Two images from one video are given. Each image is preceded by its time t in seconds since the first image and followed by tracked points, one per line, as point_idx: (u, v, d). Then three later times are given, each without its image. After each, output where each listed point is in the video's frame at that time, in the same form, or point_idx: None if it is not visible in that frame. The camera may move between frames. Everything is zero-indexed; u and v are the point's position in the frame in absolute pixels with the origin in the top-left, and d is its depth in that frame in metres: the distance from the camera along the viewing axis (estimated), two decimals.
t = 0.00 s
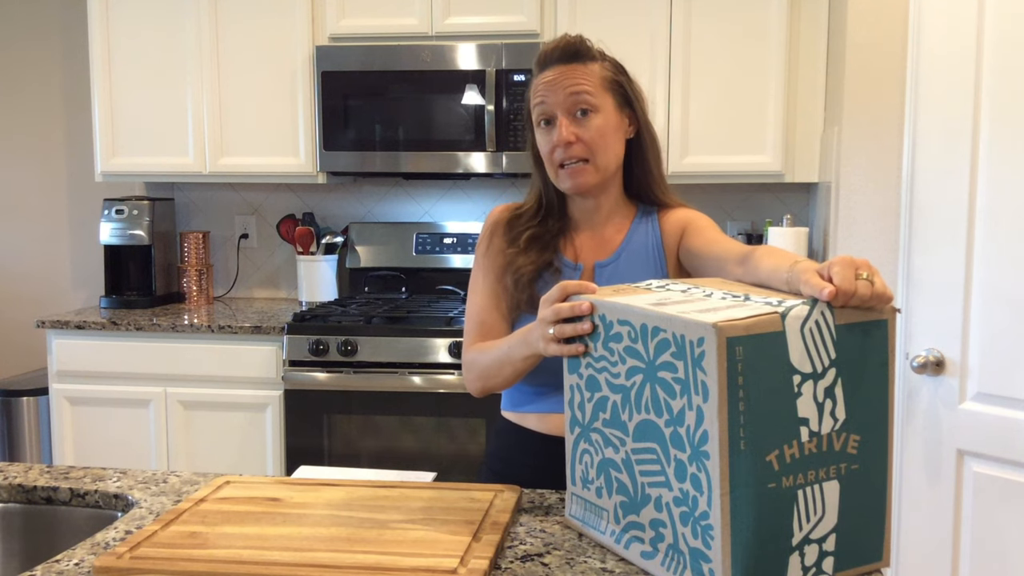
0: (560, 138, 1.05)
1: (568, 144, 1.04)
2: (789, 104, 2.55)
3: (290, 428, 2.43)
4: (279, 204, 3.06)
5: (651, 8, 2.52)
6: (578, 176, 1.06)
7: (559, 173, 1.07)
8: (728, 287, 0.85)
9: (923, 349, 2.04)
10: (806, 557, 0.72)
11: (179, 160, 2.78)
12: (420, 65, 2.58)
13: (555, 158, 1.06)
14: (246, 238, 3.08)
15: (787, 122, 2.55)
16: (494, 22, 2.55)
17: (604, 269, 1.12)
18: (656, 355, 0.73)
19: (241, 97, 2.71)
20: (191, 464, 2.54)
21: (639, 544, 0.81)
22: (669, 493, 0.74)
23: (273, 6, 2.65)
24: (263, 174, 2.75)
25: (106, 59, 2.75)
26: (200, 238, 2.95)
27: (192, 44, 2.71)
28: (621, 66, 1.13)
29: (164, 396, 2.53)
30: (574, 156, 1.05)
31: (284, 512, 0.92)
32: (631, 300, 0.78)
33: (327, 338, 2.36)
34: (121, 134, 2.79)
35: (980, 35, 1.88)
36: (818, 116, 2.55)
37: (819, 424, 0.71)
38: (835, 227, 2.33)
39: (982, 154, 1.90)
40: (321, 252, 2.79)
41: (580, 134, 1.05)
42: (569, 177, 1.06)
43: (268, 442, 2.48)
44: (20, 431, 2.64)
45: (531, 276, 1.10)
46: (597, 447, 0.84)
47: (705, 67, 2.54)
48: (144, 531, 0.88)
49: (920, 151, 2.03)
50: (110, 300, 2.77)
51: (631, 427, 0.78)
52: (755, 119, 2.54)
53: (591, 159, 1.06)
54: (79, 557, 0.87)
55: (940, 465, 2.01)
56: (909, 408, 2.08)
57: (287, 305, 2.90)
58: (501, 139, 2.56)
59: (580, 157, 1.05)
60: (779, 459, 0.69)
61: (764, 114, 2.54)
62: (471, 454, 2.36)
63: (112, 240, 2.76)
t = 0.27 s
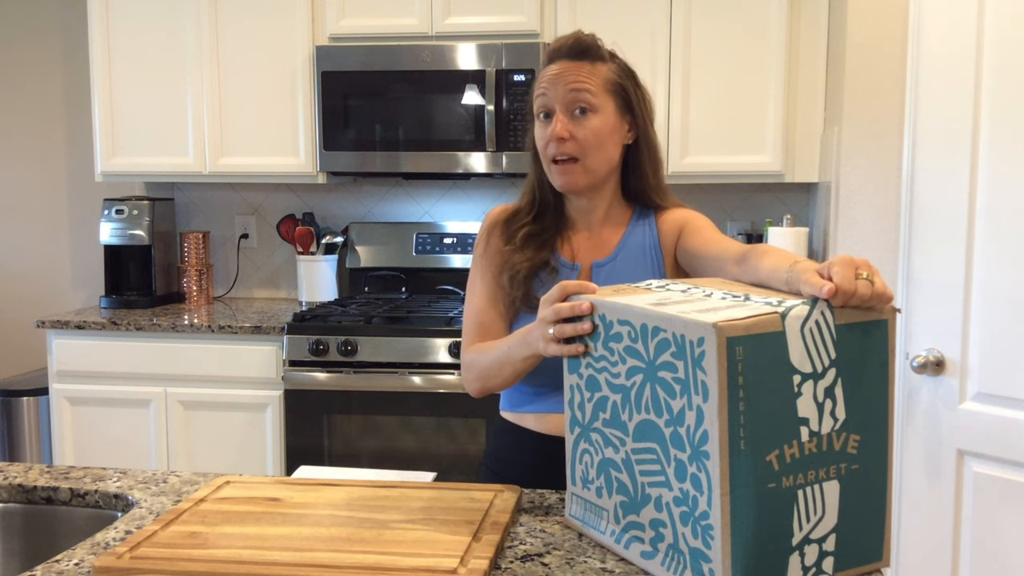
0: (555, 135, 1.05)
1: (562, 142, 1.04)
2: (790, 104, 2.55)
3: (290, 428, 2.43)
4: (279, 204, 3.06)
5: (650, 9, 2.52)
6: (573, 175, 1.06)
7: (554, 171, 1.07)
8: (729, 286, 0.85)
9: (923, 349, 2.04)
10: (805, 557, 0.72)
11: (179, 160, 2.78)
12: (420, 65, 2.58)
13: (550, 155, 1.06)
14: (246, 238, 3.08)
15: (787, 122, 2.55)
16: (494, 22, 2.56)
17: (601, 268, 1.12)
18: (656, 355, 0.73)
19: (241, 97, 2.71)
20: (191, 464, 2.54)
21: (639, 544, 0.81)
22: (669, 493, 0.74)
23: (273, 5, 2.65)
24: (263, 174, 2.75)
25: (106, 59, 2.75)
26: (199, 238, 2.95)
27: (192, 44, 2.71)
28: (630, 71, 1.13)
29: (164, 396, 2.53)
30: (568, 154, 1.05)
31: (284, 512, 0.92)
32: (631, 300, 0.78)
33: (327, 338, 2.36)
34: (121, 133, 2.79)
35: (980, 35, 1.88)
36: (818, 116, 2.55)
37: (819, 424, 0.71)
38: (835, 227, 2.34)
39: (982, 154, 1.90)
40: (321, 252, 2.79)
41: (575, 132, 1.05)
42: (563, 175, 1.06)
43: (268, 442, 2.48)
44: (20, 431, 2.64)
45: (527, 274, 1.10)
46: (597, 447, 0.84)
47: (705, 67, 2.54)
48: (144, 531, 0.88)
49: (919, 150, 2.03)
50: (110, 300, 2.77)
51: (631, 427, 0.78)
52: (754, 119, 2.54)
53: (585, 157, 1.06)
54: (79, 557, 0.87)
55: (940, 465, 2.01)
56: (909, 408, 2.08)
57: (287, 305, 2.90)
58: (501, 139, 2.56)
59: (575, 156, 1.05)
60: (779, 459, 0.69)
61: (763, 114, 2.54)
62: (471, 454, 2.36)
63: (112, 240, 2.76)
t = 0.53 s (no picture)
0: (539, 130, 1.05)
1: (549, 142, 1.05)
2: (790, 104, 2.55)
3: (290, 428, 2.43)
4: (279, 204, 3.06)
5: (650, 9, 2.53)
6: (558, 174, 1.06)
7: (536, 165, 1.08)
8: (729, 286, 0.85)
9: (923, 349, 2.04)
10: (806, 557, 0.72)
11: (179, 160, 2.78)
12: (420, 65, 2.57)
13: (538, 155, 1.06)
14: (246, 238, 3.08)
15: (788, 122, 2.55)
16: (494, 22, 2.56)
17: (599, 267, 1.13)
18: (656, 355, 0.73)
19: (241, 96, 2.71)
20: (191, 464, 2.54)
21: (639, 544, 0.81)
22: (669, 493, 0.74)
23: (273, 5, 2.65)
24: (263, 174, 2.75)
25: (106, 59, 2.75)
26: (199, 238, 2.95)
27: (192, 44, 2.71)
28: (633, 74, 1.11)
29: (164, 396, 2.53)
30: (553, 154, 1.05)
31: (284, 512, 0.92)
32: (631, 300, 0.77)
33: (327, 338, 2.36)
34: (121, 133, 2.79)
35: (981, 35, 1.88)
36: (818, 117, 2.55)
37: (820, 424, 0.71)
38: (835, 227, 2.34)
39: (982, 154, 1.90)
40: (321, 252, 2.79)
41: (562, 132, 1.05)
42: (550, 175, 1.06)
43: (268, 442, 2.48)
44: (20, 431, 2.64)
45: (523, 270, 1.11)
46: (597, 447, 0.84)
47: (705, 67, 2.54)
48: (143, 531, 0.88)
49: (920, 150, 2.03)
50: (110, 300, 2.77)
51: (631, 427, 0.78)
52: (754, 119, 2.54)
53: (572, 158, 1.06)
54: (79, 557, 0.87)
55: (940, 465, 2.01)
56: (909, 408, 2.08)
57: (287, 305, 2.90)
58: (500, 139, 2.56)
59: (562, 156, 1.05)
60: (780, 459, 0.69)
61: (763, 114, 2.54)
62: (471, 454, 2.36)
63: (112, 240, 2.76)
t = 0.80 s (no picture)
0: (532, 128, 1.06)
1: (539, 138, 1.05)
2: (790, 104, 2.55)
3: (290, 428, 2.43)
4: (279, 204, 3.06)
5: (650, 9, 2.53)
6: (545, 170, 1.06)
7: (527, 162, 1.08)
8: (729, 287, 0.84)
9: (923, 349, 2.03)
10: (806, 557, 0.72)
11: (179, 159, 2.78)
12: (420, 65, 2.57)
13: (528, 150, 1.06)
14: (246, 238, 3.09)
15: (788, 122, 2.55)
16: (494, 22, 2.56)
17: (585, 268, 1.11)
18: (657, 355, 0.73)
19: (241, 96, 2.71)
20: (191, 464, 2.54)
21: (639, 543, 0.81)
22: (669, 492, 0.74)
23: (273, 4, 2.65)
24: (263, 174, 2.75)
25: (106, 58, 2.75)
26: (200, 238, 2.94)
27: (192, 44, 2.71)
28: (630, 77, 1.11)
29: (164, 396, 2.53)
30: (542, 150, 1.05)
31: (285, 512, 0.92)
32: (632, 300, 0.77)
33: (327, 338, 2.36)
34: (121, 133, 2.79)
35: (981, 34, 1.88)
36: (818, 117, 2.55)
37: (820, 424, 0.71)
38: (835, 227, 2.34)
39: (982, 154, 1.90)
40: (321, 252, 2.79)
41: (554, 129, 1.05)
42: (538, 171, 1.07)
43: (268, 442, 2.48)
44: (20, 431, 2.64)
45: (506, 268, 1.12)
46: (597, 446, 0.84)
47: (705, 67, 2.54)
48: (144, 531, 0.88)
49: (920, 150, 2.03)
50: (110, 300, 2.77)
51: (631, 427, 0.78)
52: (754, 119, 2.54)
53: (561, 155, 1.06)
54: (79, 557, 0.87)
55: (940, 465, 2.01)
56: (909, 408, 2.08)
57: (287, 305, 2.90)
58: (501, 139, 2.56)
59: (550, 153, 1.05)
60: (780, 458, 0.69)
61: (764, 114, 2.54)
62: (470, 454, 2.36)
63: (111, 240, 2.76)
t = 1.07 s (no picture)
0: (511, 117, 1.06)
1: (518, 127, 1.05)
2: (790, 104, 2.55)
3: (290, 428, 2.43)
4: (279, 204, 3.06)
5: (650, 9, 2.53)
6: (527, 158, 1.06)
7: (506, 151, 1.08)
8: (727, 287, 0.84)
9: (923, 349, 2.03)
10: (806, 557, 0.72)
11: (179, 159, 2.78)
12: (420, 65, 2.57)
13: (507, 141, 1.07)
14: (246, 238, 3.09)
15: (788, 122, 2.55)
16: (494, 23, 2.56)
17: (577, 260, 1.11)
18: (656, 355, 0.73)
19: (241, 96, 2.71)
20: (191, 464, 2.54)
21: (638, 544, 0.81)
22: (669, 493, 0.74)
23: (272, 4, 2.65)
24: (263, 174, 2.75)
25: (106, 58, 2.75)
26: (199, 238, 2.94)
27: (192, 44, 2.71)
28: (605, 66, 1.12)
29: (164, 396, 2.53)
30: (522, 138, 1.06)
31: (284, 512, 0.92)
32: (631, 301, 0.77)
33: (327, 338, 2.36)
34: (121, 133, 2.79)
35: (980, 34, 1.88)
36: (817, 117, 2.55)
37: (819, 424, 0.71)
38: (835, 227, 2.34)
39: (982, 155, 1.90)
40: (321, 252, 2.78)
41: (533, 117, 1.06)
42: (520, 160, 1.07)
43: (268, 442, 2.48)
44: (20, 431, 2.65)
45: (499, 259, 1.11)
46: (597, 447, 0.84)
47: (705, 68, 2.54)
48: (143, 531, 0.88)
49: (920, 150, 2.03)
50: (110, 300, 2.77)
51: (631, 427, 0.78)
52: (754, 118, 2.54)
53: (542, 142, 1.06)
54: (79, 557, 0.87)
55: (940, 466, 2.01)
56: (909, 408, 2.08)
57: (287, 305, 2.90)
58: (501, 139, 2.56)
59: (531, 140, 1.06)
60: (779, 459, 0.69)
61: (764, 114, 2.54)
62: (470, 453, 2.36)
63: (112, 240, 2.76)
